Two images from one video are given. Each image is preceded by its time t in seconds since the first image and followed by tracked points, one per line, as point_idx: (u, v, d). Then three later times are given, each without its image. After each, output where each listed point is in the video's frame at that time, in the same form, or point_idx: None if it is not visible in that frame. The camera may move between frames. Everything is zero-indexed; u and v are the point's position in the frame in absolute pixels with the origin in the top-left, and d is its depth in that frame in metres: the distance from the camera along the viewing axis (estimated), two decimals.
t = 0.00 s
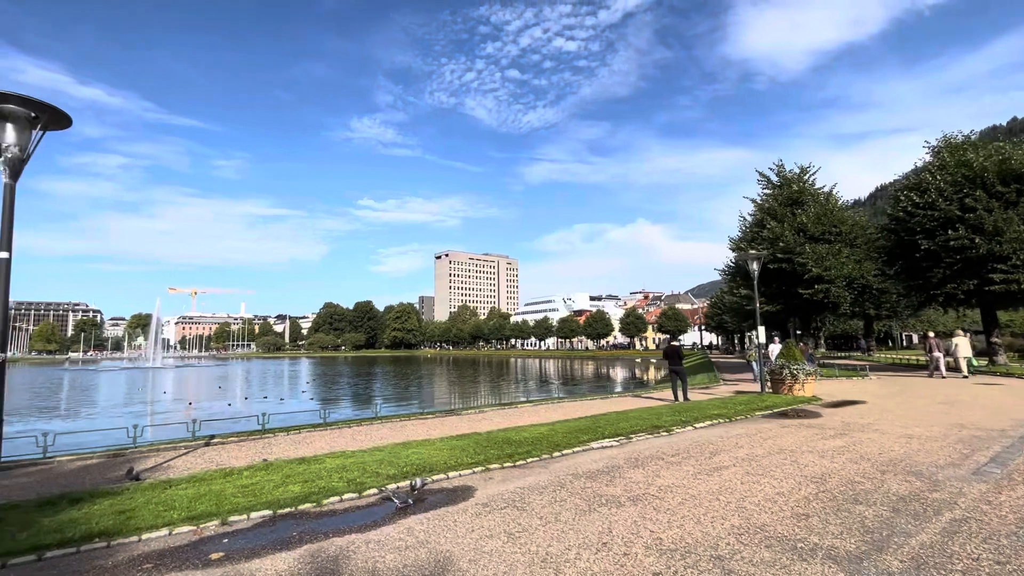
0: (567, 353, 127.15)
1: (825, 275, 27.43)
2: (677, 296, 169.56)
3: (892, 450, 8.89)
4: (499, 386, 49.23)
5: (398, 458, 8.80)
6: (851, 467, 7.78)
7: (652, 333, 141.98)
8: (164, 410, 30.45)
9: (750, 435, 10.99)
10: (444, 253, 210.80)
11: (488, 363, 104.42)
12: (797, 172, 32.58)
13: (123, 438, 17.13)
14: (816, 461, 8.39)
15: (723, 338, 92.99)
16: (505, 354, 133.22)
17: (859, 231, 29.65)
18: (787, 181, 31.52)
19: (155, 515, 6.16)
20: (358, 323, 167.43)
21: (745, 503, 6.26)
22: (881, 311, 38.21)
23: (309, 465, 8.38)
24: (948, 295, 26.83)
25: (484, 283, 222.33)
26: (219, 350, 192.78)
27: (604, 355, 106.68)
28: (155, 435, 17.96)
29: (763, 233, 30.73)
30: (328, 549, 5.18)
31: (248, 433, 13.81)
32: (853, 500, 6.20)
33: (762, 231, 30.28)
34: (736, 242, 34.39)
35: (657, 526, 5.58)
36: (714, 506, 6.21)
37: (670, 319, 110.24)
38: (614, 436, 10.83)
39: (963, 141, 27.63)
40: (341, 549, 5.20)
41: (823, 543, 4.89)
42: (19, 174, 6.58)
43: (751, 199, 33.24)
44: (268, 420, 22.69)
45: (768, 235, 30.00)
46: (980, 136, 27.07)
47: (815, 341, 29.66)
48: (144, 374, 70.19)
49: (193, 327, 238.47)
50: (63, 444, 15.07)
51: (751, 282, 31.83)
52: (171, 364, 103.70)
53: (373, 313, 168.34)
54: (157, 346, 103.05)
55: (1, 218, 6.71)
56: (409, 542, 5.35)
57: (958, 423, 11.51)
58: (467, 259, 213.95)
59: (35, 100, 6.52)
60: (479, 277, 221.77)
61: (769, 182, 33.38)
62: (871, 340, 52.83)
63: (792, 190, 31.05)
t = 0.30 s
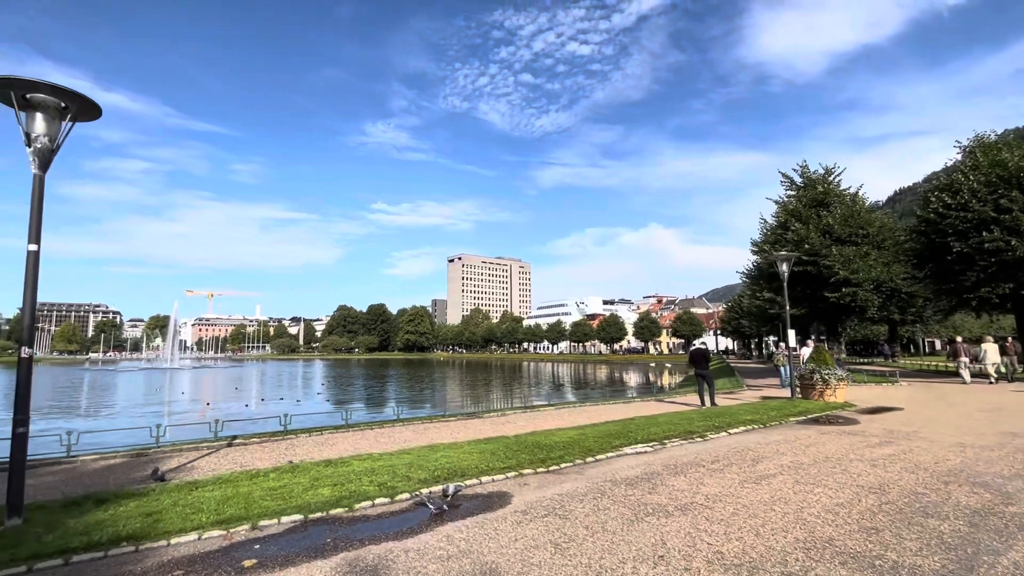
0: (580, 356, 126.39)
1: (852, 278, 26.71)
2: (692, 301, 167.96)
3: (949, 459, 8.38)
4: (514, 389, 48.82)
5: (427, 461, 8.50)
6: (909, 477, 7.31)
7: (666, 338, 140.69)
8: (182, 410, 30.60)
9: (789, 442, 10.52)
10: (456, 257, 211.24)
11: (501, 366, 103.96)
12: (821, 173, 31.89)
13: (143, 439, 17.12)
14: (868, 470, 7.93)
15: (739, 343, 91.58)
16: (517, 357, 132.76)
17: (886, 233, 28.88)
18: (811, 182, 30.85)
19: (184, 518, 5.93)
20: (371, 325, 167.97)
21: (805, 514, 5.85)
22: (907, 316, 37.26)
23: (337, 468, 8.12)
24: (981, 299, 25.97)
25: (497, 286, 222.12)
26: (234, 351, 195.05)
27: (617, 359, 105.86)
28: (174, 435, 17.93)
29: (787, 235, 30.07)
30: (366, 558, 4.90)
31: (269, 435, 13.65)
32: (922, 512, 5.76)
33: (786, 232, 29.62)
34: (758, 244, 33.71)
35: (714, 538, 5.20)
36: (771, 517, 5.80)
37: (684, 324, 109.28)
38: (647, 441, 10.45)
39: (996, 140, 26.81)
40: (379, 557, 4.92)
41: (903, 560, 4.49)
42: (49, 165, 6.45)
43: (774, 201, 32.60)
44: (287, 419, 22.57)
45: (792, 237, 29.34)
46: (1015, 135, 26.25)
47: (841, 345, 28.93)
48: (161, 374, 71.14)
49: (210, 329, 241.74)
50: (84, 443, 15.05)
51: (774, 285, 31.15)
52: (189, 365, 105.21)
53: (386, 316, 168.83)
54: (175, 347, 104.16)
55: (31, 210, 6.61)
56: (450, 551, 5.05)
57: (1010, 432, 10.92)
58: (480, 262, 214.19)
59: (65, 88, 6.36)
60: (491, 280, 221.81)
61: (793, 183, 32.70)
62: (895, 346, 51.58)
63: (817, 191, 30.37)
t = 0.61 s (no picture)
0: (592, 358, 125.69)
1: (878, 279, 26.00)
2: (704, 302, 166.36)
3: (1007, 472, 7.88)
4: (526, 391, 48.39)
5: (453, 469, 8.17)
6: (970, 491, 6.83)
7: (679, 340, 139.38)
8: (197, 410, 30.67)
9: (828, 450, 10.03)
10: (468, 258, 211.34)
11: (512, 368, 103.39)
12: (844, 172, 31.17)
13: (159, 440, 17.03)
14: (923, 482, 7.46)
15: (754, 345, 90.33)
16: (528, 359, 132.40)
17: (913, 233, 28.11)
18: (835, 181, 30.17)
19: (206, 528, 5.65)
20: (382, 326, 168.56)
21: (868, 533, 5.42)
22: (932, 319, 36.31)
23: (361, 474, 7.82)
24: (1014, 301, 25.10)
25: (508, 288, 221.83)
26: (248, 352, 196.77)
27: (630, 361, 105.04)
28: (191, 437, 17.83)
29: (810, 235, 29.41)
30: None
31: (287, 437, 13.45)
32: (998, 532, 5.31)
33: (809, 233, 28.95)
34: (778, 245, 33.04)
35: (775, 559, 4.80)
36: (832, 535, 5.38)
37: (698, 326, 108.23)
38: (680, 448, 10.04)
39: None
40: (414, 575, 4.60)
41: None
42: (68, 159, 6.21)
43: (795, 201, 31.93)
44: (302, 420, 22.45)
45: (815, 238, 28.67)
46: None
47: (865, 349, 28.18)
48: (177, 374, 71.86)
49: (224, 329, 244.39)
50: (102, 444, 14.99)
51: (797, 287, 30.47)
52: (203, 365, 106.27)
53: (397, 317, 168.97)
54: (189, 347, 104.91)
55: (51, 206, 6.41)
56: (489, 569, 4.70)
57: None
58: (491, 264, 214.18)
59: (86, 79, 6.13)
60: (503, 282, 221.55)
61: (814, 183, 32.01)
62: (917, 349, 50.43)
63: (840, 190, 29.68)
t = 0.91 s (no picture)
0: (601, 359, 124.97)
1: (902, 278, 25.40)
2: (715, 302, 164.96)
3: None
4: (538, 392, 47.99)
5: (481, 471, 7.90)
6: None
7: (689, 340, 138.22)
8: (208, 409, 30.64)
9: (868, 453, 9.63)
10: (476, 258, 211.28)
11: (522, 368, 102.95)
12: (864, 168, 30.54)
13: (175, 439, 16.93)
14: (979, 488, 7.06)
15: (766, 345, 89.28)
16: (537, 359, 132.00)
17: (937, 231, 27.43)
18: (855, 178, 29.56)
19: (233, 533, 5.41)
20: (391, 326, 168.83)
21: (936, 544, 5.05)
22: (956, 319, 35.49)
23: (387, 477, 7.57)
24: None
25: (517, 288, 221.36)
26: (258, 351, 197.99)
27: (640, 361, 104.22)
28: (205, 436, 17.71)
29: (830, 233, 28.84)
30: None
31: (305, 437, 13.27)
32: None
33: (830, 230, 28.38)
34: (797, 244, 32.46)
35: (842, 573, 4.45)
36: (897, 546, 5.02)
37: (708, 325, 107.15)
38: (712, 451, 9.68)
39: None
40: None
41: None
42: (89, 150, 6.00)
43: (815, 198, 31.35)
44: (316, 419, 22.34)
45: (836, 235, 28.09)
46: None
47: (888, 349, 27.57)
48: (188, 373, 72.25)
49: (234, 329, 246.20)
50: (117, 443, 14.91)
51: (817, 286, 29.89)
52: (214, 364, 106.96)
53: (406, 317, 169.15)
54: (201, 347, 105.70)
55: (73, 198, 6.21)
56: None
57: None
58: (499, 264, 213.95)
59: (109, 68, 5.93)
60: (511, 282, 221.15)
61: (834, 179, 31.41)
62: (936, 350, 49.50)
63: (861, 187, 29.09)
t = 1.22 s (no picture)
0: (607, 357, 124.52)
1: (920, 273, 24.95)
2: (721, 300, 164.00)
3: None
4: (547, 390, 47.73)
5: (507, 474, 7.64)
6: None
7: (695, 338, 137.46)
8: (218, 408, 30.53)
9: (904, 455, 9.29)
10: (482, 257, 210.94)
11: (528, 366, 102.38)
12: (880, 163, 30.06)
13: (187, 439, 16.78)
14: None
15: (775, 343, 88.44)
16: (543, 358, 131.78)
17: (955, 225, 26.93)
18: (871, 172, 29.09)
19: (258, 541, 5.17)
20: (397, 325, 168.86)
21: (1004, 554, 4.73)
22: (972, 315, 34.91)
23: (411, 480, 7.30)
24: None
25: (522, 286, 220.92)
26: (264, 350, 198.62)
27: (646, 359, 103.73)
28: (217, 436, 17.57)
29: (846, 229, 28.40)
30: None
31: (320, 437, 13.08)
32: None
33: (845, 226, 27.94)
34: (811, 239, 32.00)
35: None
36: (962, 557, 4.71)
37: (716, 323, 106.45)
38: (742, 451, 9.38)
39: None
40: None
41: None
42: (105, 141, 5.77)
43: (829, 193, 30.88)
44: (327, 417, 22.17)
45: (852, 230, 27.65)
46: None
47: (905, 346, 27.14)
48: (195, 372, 72.38)
49: (241, 328, 247.22)
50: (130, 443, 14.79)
51: (832, 283, 29.44)
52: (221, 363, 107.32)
53: (411, 315, 169.14)
54: (209, 345, 105.95)
55: (88, 191, 5.98)
56: None
57: None
58: (505, 262, 213.56)
59: (125, 54, 5.70)
60: (516, 280, 220.74)
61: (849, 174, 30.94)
62: (949, 347, 48.87)
63: (877, 181, 28.62)
